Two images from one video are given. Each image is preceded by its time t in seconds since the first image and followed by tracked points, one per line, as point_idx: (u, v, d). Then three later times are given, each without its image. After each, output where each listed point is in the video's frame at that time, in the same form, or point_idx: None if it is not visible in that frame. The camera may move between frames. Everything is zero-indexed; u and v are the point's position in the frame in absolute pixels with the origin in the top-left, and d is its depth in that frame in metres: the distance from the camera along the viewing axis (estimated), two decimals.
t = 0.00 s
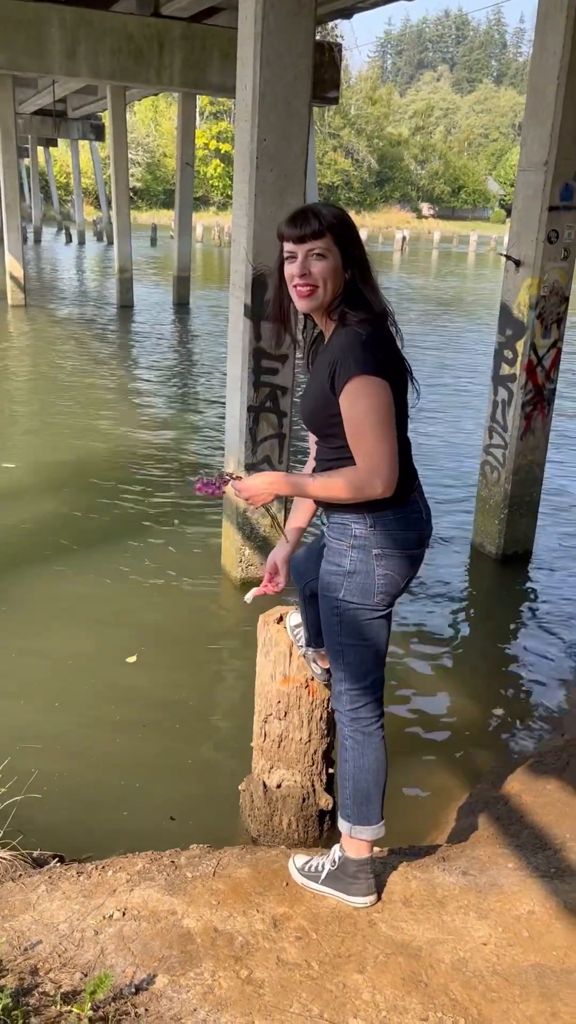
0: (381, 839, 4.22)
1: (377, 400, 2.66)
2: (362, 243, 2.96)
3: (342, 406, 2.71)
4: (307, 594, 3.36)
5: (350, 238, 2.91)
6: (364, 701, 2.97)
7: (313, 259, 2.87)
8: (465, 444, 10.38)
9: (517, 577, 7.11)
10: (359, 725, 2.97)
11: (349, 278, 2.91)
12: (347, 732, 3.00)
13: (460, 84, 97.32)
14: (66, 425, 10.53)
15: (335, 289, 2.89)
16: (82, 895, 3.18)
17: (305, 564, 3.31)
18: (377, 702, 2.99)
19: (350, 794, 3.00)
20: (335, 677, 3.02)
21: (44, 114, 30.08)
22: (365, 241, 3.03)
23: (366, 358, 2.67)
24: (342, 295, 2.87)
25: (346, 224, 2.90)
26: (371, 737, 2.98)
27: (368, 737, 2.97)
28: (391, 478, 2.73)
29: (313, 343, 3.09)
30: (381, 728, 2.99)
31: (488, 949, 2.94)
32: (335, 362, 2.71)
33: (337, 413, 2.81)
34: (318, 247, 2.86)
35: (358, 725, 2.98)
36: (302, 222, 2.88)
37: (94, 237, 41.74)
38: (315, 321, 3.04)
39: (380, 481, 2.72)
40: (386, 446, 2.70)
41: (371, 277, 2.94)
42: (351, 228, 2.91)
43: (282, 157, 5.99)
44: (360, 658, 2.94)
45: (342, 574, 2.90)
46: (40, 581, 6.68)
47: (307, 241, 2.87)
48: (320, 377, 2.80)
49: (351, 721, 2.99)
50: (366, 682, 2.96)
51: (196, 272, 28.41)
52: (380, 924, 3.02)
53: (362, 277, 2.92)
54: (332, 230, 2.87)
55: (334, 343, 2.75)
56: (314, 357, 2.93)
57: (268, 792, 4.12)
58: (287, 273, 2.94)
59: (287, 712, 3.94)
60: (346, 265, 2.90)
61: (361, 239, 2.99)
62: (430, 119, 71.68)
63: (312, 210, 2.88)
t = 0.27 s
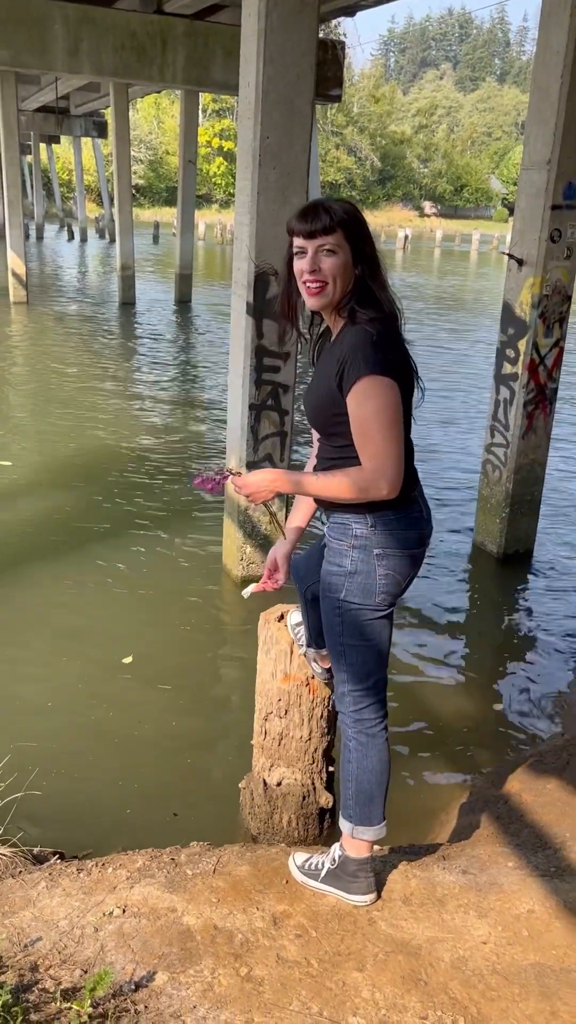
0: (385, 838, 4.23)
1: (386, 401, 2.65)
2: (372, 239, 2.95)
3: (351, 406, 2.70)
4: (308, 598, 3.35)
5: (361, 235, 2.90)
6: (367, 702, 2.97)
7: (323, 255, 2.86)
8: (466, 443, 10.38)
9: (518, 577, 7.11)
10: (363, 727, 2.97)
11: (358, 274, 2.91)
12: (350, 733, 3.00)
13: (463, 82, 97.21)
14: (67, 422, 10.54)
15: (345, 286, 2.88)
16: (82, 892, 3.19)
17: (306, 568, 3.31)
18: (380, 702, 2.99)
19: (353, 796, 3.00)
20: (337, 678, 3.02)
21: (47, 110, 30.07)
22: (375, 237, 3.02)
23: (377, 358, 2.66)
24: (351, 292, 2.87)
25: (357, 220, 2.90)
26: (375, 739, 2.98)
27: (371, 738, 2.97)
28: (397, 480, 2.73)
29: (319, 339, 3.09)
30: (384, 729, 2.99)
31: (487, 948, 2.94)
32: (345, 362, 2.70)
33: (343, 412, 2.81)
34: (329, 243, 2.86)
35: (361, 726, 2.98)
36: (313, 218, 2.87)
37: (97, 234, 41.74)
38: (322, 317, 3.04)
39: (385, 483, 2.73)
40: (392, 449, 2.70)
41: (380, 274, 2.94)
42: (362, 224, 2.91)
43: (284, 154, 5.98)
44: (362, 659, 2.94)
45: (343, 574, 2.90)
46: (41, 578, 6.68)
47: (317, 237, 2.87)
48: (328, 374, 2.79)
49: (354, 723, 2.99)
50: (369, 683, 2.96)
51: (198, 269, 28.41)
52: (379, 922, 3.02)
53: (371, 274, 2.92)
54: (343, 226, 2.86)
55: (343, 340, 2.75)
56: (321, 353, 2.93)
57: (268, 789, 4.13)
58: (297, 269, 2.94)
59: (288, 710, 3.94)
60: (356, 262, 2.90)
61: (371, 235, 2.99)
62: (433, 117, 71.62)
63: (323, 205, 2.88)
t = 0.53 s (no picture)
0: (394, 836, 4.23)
1: (398, 403, 2.66)
2: (387, 237, 2.96)
3: (363, 406, 2.70)
4: (309, 600, 3.35)
5: (377, 231, 2.90)
6: (375, 702, 2.97)
7: (338, 250, 2.86)
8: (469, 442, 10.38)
9: (521, 575, 7.10)
10: (372, 728, 2.97)
11: (372, 272, 2.91)
12: (359, 735, 3.00)
13: (466, 81, 97.15)
14: (70, 419, 10.55)
15: (359, 282, 2.88)
16: (86, 888, 3.20)
17: (306, 570, 3.31)
18: (388, 702, 2.99)
19: (361, 796, 3.00)
20: (344, 679, 3.02)
21: (50, 108, 30.11)
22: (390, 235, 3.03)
23: (390, 358, 2.66)
24: (364, 288, 2.87)
25: (373, 217, 2.90)
26: (384, 738, 2.98)
27: (381, 739, 2.97)
28: (406, 482, 2.74)
29: (328, 335, 3.08)
30: (393, 729, 2.99)
31: (491, 945, 2.94)
32: (358, 362, 2.70)
33: (352, 411, 2.81)
34: (344, 238, 2.85)
35: (370, 727, 2.98)
36: (329, 213, 2.87)
37: (100, 232, 41.79)
38: (333, 313, 3.03)
39: (395, 485, 2.73)
40: (402, 451, 2.71)
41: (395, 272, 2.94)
42: (379, 222, 2.91)
43: (288, 152, 5.98)
44: (369, 660, 2.94)
45: (347, 574, 2.90)
46: (44, 575, 6.69)
47: (333, 232, 2.86)
48: (339, 372, 2.78)
49: (363, 724, 2.98)
50: (376, 683, 2.96)
51: (201, 267, 28.44)
52: (383, 920, 3.02)
53: (386, 271, 2.92)
54: (359, 222, 2.86)
55: (357, 339, 2.74)
56: (331, 349, 2.92)
57: (271, 787, 4.13)
58: (310, 263, 2.93)
59: (291, 707, 3.95)
60: (371, 258, 2.90)
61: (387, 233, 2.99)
62: (436, 116, 71.58)
63: (340, 200, 2.88)
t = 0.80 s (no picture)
0: (398, 834, 4.23)
1: (410, 403, 2.66)
2: (401, 236, 2.95)
3: (374, 407, 2.70)
4: (314, 601, 3.35)
5: (390, 231, 2.90)
6: (381, 703, 2.97)
7: (351, 248, 2.86)
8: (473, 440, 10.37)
9: (525, 574, 7.10)
10: (379, 728, 2.98)
11: (384, 271, 2.90)
12: (366, 735, 3.00)
13: (470, 78, 97.03)
14: (74, 418, 10.56)
15: (370, 281, 2.88)
16: (91, 885, 3.21)
17: (309, 573, 3.31)
18: (394, 702, 3.00)
19: (367, 796, 3.00)
20: (350, 680, 3.02)
21: (53, 106, 30.11)
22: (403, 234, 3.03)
23: (402, 359, 2.67)
24: (375, 287, 2.87)
25: (387, 216, 2.90)
26: (390, 739, 2.98)
27: (388, 739, 2.97)
28: (416, 482, 2.75)
29: (337, 333, 3.08)
30: (400, 729, 3.00)
31: (496, 943, 2.94)
32: (369, 362, 2.70)
33: (362, 411, 2.81)
34: (357, 236, 2.85)
35: (377, 728, 2.98)
36: (343, 210, 2.88)
37: (103, 230, 41.81)
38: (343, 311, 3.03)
39: (405, 485, 2.74)
40: (413, 451, 2.72)
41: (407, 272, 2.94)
42: (392, 222, 2.91)
43: (292, 150, 5.97)
44: (374, 660, 2.95)
45: (352, 574, 2.91)
46: (48, 574, 6.69)
47: (346, 230, 2.86)
48: (349, 371, 2.78)
49: (370, 724, 2.99)
50: (382, 682, 2.96)
51: (205, 265, 28.44)
52: (387, 918, 3.03)
53: (398, 271, 2.92)
54: (373, 221, 2.86)
55: (369, 339, 2.74)
56: (340, 348, 2.92)
57: (275, 785, 4.14)
58: (321, 260, 2.94)
59: (295, 706, 3.95)
60: (383, 257, 2.90)
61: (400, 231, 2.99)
62: (440, 113, 71.46)
63: (354, 198, 2.88)
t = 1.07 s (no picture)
0: (402, 833, 4.23)
1: (416, 403, 2.66)
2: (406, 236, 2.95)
3: (379, 406, 2.69)
4: (318, 602, 3.34)
5: (395, 230, 2.90)
6: (383, 702, 2.97)
7: (355, 246, 2.86)
8: (477, 439, 10.37)
9: (529, 573, 7.10)
10: (382, 728, 2.98)
11: (389, 270, 2.90)
12: (369, 735, 3.00)
13: (473, 77, 96.93)
14: (77, 417, 10.57)
15: (373, 279, 2.88)
16: (95, 884, 3.21)
17: (312, 574, 3.31)
18: (397, 701, 3.00)
19: (370, 795, 3.00)
20: (352, 679, 3.02)
21: (56, 106, 30.14)
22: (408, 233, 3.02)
23: (408, 357, 2.66)
24: (379, 285, 2.87)
25: (392, 215, 2.89)
26: (394, 738, 2.98)
27: (391, 739, 2.97)
28: (421, 482, 2.75)
29: (341, 331, 3.08)
30: (403, 729, 3.00)
31: (500, 942, 2.94)
32: (374, 361, 2.69)
33: (367, 411, 2.81)
34: (361, 234, 2.85)
35: (380, 727, 2.98)
36: (348, 208, 2.87)
37: (106, 230, 41.86)
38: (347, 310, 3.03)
39: (410, 485, 2.74)
40: (417, 451, 2.71)
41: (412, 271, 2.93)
42: (397, 221, 2.91)
43: (295, 149, 5.97)
44: (377, 659, 2.95)
45: (355, 573, 2.91)
46: (51, 573, 6.70)
47: (350, 227, 2.86)
48: (353, 370, 2.78)
49: (373, 724, 2.99)
50: (385, 682, 2.96)
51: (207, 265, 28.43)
52: (391, 916, 3.03)
53: (402, 269, 2.91)
54: (377, 219, 2.86)
55: (373, 338, 2.74)
56: (345, 346, 2.92)
57: (279, 784, 4.13)
58: (326, 258, 2.94)
59: (299, 705, 3.95)
60: (387, 256, 2.90)
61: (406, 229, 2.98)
62: (443, 111, 71.39)
63: (358, 196, 2.88)
